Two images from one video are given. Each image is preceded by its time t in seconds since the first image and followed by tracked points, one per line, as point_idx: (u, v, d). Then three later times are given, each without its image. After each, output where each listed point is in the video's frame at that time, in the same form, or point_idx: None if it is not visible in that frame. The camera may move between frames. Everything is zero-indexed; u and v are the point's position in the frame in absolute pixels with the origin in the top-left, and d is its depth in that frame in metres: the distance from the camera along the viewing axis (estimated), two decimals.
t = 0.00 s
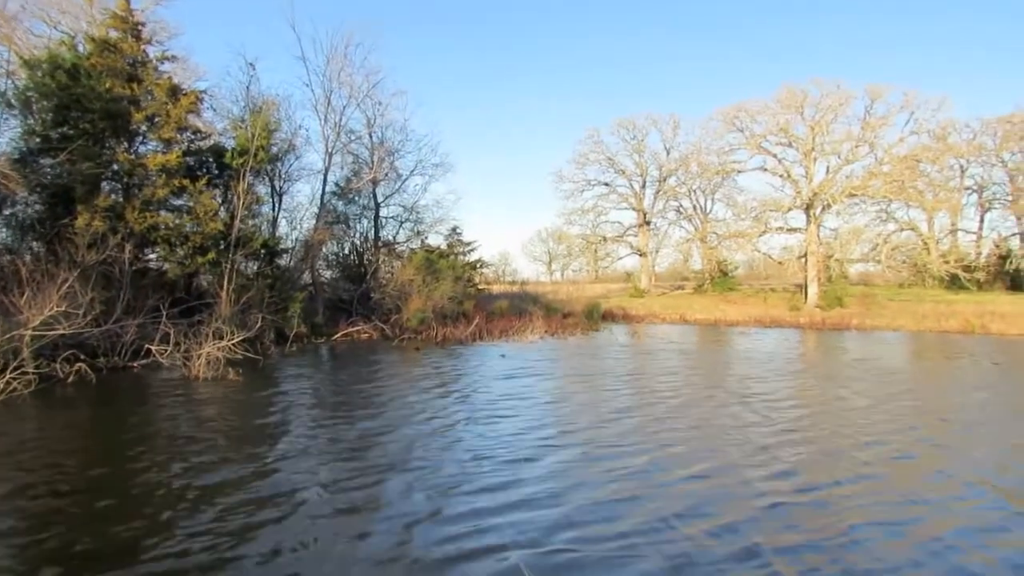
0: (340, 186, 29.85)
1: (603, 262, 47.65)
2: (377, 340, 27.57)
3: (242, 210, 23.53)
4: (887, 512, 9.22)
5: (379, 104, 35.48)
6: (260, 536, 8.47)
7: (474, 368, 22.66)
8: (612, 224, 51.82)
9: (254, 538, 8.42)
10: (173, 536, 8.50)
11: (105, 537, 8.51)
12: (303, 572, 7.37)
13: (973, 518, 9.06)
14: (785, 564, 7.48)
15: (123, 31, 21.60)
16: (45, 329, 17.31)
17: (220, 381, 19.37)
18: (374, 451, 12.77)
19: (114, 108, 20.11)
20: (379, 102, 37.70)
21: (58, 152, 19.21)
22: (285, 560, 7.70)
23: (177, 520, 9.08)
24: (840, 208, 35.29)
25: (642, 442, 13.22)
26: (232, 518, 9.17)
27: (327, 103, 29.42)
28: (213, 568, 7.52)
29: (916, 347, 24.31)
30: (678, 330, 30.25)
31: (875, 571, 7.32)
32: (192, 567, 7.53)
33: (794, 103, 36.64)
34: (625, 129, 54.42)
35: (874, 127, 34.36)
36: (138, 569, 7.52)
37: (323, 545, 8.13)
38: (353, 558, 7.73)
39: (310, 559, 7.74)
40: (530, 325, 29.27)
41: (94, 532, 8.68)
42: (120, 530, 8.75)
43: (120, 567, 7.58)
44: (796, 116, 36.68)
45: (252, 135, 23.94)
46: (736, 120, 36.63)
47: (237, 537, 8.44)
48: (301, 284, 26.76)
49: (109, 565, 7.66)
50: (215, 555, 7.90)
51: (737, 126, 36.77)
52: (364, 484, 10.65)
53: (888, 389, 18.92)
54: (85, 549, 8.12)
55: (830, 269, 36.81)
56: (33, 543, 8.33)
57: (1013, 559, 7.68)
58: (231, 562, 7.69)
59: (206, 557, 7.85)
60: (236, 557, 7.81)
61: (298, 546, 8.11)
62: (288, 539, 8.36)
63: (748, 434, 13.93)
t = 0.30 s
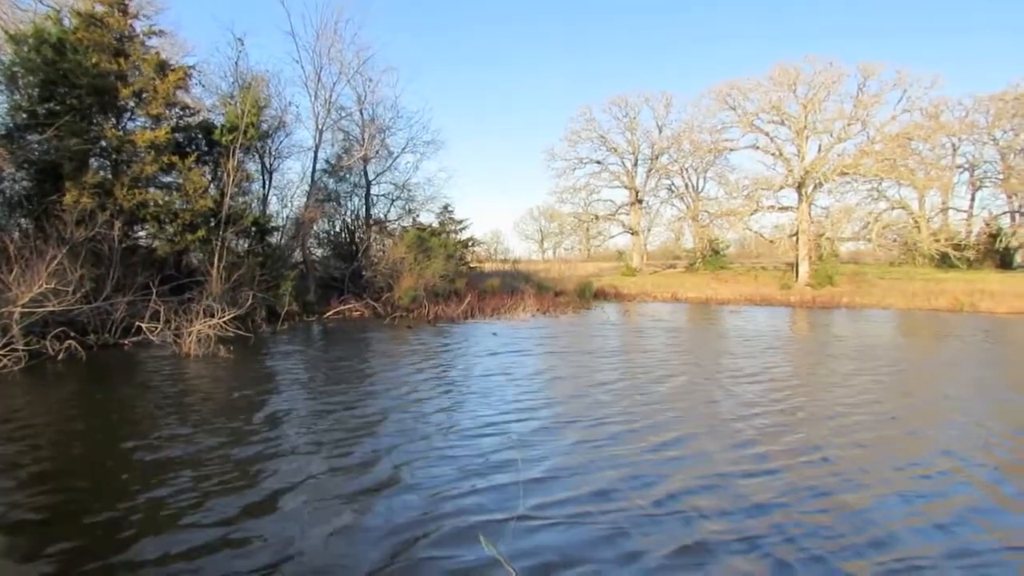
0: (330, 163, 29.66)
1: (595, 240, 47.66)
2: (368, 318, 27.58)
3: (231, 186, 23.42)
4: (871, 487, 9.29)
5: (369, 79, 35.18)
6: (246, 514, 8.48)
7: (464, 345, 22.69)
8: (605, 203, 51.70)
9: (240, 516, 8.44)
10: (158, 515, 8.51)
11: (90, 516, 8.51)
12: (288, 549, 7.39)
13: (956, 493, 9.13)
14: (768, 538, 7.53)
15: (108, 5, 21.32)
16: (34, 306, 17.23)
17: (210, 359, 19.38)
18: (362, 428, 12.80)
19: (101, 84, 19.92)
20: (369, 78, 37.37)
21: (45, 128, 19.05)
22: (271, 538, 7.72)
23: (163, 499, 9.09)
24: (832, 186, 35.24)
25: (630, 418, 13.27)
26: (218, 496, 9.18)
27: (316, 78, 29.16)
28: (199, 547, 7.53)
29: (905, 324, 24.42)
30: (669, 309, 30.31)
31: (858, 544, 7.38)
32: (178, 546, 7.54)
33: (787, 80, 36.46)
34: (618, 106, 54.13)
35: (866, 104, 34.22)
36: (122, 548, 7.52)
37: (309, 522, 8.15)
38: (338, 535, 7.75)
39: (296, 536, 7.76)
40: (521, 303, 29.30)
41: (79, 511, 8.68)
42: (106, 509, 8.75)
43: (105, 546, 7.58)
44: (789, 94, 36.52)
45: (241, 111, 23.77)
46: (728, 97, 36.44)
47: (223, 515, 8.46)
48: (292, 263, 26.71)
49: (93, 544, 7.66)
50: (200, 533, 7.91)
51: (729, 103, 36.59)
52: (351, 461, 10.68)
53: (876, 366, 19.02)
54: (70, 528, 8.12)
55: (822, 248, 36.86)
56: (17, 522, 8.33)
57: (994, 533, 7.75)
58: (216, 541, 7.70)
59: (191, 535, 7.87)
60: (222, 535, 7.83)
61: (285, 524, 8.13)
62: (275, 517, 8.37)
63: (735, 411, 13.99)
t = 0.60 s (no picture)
0: (327, 151, 29.68)
1: (594, 227, 47.67)
2: (367, 306, 27.63)
3: (228, 175, 23.48)
4: (868, 467, 9.24)
5: (364, 66, 35.14)
6: (239, 496, 8.46)
7: (462, 332, 22.72)
8: (603, 190, 51.72)
9: (234, 497, 8.42)
10: (152, 497, 8.50)
11: (83, 498, 8.50)
12: (280, 529, 7.38)
13: (952, 472, 9.08)
14: (762, 517, 7.49)
15: None
16: (33, 296, 17.26)
17: (209, 348, 19.43)
18: (359, 414, 12.79)
19: (96, 72, 19.94)
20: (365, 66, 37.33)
21: (42, 117, 19.08)
22: (264, 519, 7.70)
23: (157, 482, 9.08)
24: (830, 170, 35.15)
25: (627, 402, 13.24)
26: (212, 479, 9.17)
27: (312, 65, 29.14)
28: (191, 527, 7.52)
29: (903, 308, 24.39)
30: (667, 294, 30.32)
31: (851, 522, 7.35)
32: (170, 527, 7.53)
33: (784, 64, 36.33)
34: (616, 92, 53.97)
35: (864, 87, 34.09)
36: (115, 529, 7.52)
37: (303, 504, 8.13)
38: (331, 515, 7.73)
39: (289, 517, 7.74)
40: (519, 291, 29.34)
41: (73, 494, 8.68)
42: (100, 492, 8.75)
43: (98, 526, 7.58)
44: (786, 78, 36.39)
45: (237, 99, 23.80)
46: (726, 82, 36.33)
47: (216, 498, 8.44)
48: (290, 252, 26.77)
49: (86, 525, 7.65)
50: (193, 514, 7.90)
51: (727, 88, 36.48)
52: (347, 445, 10.66)
53: (874, 350, 18.98)
54: (62, 510, 8.12)
55: (820, 232, 36.82)
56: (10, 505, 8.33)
57: (989, 511, 7.70)
58: (208, 521, 7.69)
59: (184, 516, 7.86)
60: (215, 517, 7.82)
61: (278, 505, 8.11)
62: (268, 498, 8.36)
63: (733, 395, 13.94)
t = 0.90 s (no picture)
0: (329, 145, 29.70)
1: (597, 219, 47.61)
2: (371, 300, 27.67)
3: (231, 170, 23.55)
4: (866, 457, 9.21)
5: (366, 59, 35.11)
6: (242, 491, 8.48)
7: (466, 325, 22.74)
8: (607, 182, 51.61)
9: (236, 492, 8.44)
10: (155, 492, 8.54)
11: (87, 494, 8.54)
12: (282, 524, 7.39)
13: (952, 461, 9.04)
14: (759, 507, 7.49)
15: None
16: (37, 291, 17.32)
17: (213, 342, 19.48)
18: (363, 407, 12.80)
19: (98, 67, 19.98)
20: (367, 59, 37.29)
21: (44, 113, 19.18)
22: (266, 513, 7.71)
23: (160, 476, 9.10)
24: (834, 159, 34.96)
25: (630, 394, 13.21)
26: (215, 473, 9.20)
27: (313, 59, 29.12)
28: (193, 523, 7.54)
29: (908, 298, 24.29)
30: (671, 286, 30.25)
31: (846, 512, 7.33)
32: (172, 522, 7.55)
33: (788, 54, 36.11)
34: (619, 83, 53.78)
35: (868, 76, 33.85)
36: (118, 524, 7.55)
37: (304, 497, 8.15)
38: (333, 510, 7.74)
39: (291, 511, 7.76)
40: (523, 283, 29.33)
41: (75, 489, 8.73)
42: (102, 487, 8.78)
43: (100, 523, 7.60)
44: (790, 67, 36.18)
45: (239, 94, 23.81)
46: (728, 72, 36.13)
47: (219, 493, 8.46)
48: (293, 246, 26.83)
49: (88, 520, 7.69)
50: (195, 510, 7.91)
51: (729, 78, 36.29)
52: (350, 438, 10.66)
53: (879, 340, 18.91)
54: (66, 505, 8.17)
55: (825, 223, 36.67)
56: (14, 501, 8.38)
57: (984, 500, 7.67)
58: (210, 516, 7.70)
59: (186, 512, 7.87)
60: (217, 511, 7.84)
61: (281, 500, 8.13)
62: (271, 493, 8.37)
63: (737, 387, 13.89)
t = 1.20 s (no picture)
0: (334, 141, 29.78)
1: (603, 213, 47.58)
2: (377, 295, 27.72)
3: (237, 166, 23.66)
4: (868, 448, 9.15)
5: (370, 54, 35.11)
6: (245, 485, 8.48)
7: (471, 320, 22.75)
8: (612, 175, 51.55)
9: (240, 486, 8.44)
10: (160, 486, 8.56)
11: (91, 488, 8.56)
12: (284, 517, 7.37)
13: (956, 451, 8.97)
14: (761, 499, 7.44)
15: None
16: (45, 288, 17.42)
17: (220, 338, 19.57)
18: (368, 401, 12.81)
19: (103, 65, 20.07)
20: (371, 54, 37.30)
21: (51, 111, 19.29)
22: (268, 506, 7.71)
23: (169, 470, 9.17)
24: (840, 150, 34.79)
25: (636, 387, 13.17)
26: (220, 467, 9.21)
27: (318, 55, 29.17)
28: (196, 515, 7.55)
29: (916, 289, 24.18)
30: (677, 279, 30.19)
31: (846, 503, 7.28)
32: (175, 514, 7.56)
33: (793, 45, 35.96)
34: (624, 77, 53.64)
35: (875, 67, 33.67)
36: (121, 517, 7.56)
37: (310, 489, 8.21)
38: (335, 503, 7.72)
39: (293, 504, 7.76)
40: (529, 277, 29.34)
41: (81, 483, 8.77)
42: (107, 480, 8.81)
43: (104, 515, 7.62)
44: (795, 58, 36.03)
45: (244, 90, 23.89)
46: (733, 64, 36.01)
47: (223, 486, 8.47)
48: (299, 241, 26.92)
49: (92, 513, 7.71)
50: (198, 503, 7.92)
51: (734, 70, 36.17)
52: (354, 432, 10.66)
53: (886, 332, 18.80)
54: (70, 499, 8.20)
55: (832, 214, 36.54)
56: (20, 495, 8.41)
57: (987, 490, 7.60)
58: (214, 508, 7.71)
59: (189, 504, 7.88)
60: (223, 502, 7.90)
61: (283, 492, 8.13)
62: (274, 486, 8.37)
63: (744, 379, 13.83)
